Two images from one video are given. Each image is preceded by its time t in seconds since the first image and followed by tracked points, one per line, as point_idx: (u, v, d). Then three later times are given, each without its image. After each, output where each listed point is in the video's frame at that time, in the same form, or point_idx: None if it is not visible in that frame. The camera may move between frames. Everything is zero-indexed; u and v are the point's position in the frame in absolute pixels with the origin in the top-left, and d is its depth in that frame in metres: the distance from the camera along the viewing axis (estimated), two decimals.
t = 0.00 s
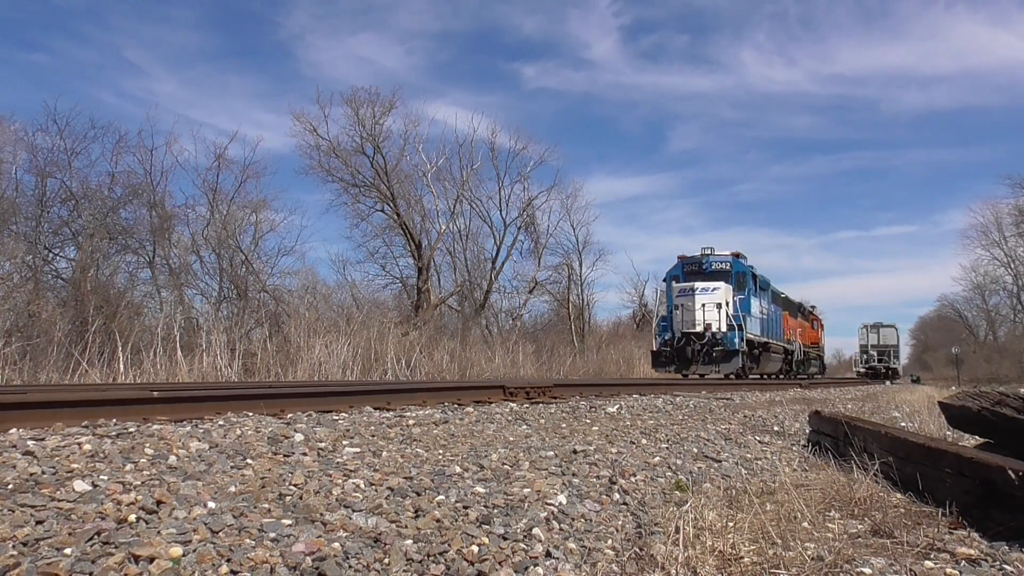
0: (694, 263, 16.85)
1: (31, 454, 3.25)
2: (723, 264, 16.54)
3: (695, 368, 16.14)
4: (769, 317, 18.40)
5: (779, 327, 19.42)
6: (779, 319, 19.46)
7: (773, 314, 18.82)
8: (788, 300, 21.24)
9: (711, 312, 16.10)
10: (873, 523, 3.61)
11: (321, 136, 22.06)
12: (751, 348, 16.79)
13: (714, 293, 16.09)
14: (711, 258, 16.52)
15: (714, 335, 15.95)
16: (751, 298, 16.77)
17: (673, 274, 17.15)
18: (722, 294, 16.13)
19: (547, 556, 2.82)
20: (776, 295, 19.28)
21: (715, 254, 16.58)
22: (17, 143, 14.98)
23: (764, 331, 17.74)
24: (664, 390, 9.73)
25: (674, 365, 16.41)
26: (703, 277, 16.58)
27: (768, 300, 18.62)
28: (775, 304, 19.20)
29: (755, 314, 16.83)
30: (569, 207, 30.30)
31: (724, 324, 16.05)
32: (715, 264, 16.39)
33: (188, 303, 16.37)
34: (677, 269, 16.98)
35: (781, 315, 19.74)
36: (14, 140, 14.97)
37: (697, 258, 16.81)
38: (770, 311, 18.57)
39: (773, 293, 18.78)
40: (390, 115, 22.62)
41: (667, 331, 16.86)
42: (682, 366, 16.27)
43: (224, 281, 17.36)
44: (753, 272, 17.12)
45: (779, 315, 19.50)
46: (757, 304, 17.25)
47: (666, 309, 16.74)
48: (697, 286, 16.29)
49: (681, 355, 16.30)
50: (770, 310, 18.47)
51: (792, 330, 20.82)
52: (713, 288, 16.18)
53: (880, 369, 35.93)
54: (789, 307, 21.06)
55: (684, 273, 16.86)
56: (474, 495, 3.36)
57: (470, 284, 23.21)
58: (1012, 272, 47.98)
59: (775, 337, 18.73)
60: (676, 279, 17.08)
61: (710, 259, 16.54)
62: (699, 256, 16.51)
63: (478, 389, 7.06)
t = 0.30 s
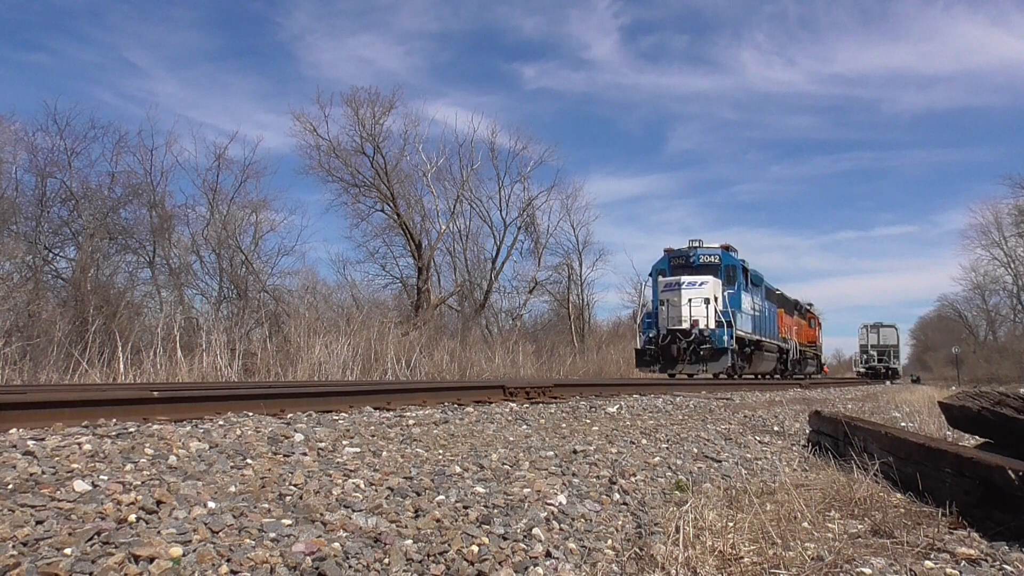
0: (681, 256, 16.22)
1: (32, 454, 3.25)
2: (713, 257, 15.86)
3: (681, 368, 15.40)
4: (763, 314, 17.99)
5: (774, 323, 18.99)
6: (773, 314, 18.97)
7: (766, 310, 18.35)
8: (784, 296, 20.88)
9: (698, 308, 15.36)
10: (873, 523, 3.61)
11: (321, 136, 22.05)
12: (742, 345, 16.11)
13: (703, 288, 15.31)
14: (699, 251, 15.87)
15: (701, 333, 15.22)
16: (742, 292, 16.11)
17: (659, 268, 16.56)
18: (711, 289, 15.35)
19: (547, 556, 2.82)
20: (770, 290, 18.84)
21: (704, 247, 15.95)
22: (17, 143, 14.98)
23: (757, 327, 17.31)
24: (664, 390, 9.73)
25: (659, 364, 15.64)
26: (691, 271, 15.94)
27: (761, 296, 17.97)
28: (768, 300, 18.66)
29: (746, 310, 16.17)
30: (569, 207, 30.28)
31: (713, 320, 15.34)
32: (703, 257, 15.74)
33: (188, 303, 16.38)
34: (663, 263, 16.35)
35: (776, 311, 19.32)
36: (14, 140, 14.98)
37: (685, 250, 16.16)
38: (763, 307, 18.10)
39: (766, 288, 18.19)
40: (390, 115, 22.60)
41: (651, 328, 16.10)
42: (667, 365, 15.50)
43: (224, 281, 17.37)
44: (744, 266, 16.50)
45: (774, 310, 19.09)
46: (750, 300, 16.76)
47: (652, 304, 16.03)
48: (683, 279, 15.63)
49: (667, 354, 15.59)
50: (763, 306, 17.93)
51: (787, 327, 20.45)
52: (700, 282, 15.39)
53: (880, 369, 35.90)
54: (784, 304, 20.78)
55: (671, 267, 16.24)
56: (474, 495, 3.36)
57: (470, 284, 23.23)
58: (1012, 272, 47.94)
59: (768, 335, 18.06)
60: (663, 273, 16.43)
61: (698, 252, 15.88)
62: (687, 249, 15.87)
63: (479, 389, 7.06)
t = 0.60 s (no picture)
0: (666, 248, 15.62)
1: (32, 454, 3.25)
2: (700, 249, 15.31)
3: (665, 368, 14.84)
4: (755, 310, 17.60)
5: (766, 319, 18.58)
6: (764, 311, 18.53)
7: (758, 306, 17.95)
8: (778, 292, 20.54)
9: (683, 303, 14.75)
10: (873, 523, 3.61)
11: (321, 136, 22.03)
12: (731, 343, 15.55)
13: (687, 282, 14.71)
14: (686, 242, 15.35)
15: (686, 330, 14.62)
16: (731, 286, 15.58)
17: (645, 260, 15.97)
18: (696, 283, 14.73)
19: (547, 556, 2.82)
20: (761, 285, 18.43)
21: (690, 238, 15.41)
22: (16, 143, 14.99)
23: (749, 324, 16.93)
24: (665, 391, 9.73)
25: (642, 363, 15.06)
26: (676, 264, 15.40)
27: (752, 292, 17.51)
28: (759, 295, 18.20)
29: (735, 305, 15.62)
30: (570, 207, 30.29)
31: (698, 317, 14.71)
32: (689, 249, 15.22)
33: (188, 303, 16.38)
34: (647, 256, 15.77)
35: (768, 307, 18.94)
36: (14, 140, 14.99)
37: (670, 242, 15.59)
38: (755, 303, 17.69)
39: (757, 284, 17.71)
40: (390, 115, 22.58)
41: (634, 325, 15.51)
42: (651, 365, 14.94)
43: (224, 281, 17.37)
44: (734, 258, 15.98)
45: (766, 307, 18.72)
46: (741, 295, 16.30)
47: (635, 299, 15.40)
48: (668, 273, 15.01)
49: (650, 352, 15.02)
50: (754, 302, 17.42)
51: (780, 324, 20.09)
52: (685, 276, 14.79)
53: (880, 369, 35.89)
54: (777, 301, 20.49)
55: (656, 259, 15.70)
56: (474, 495, 3.36)
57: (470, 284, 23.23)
58: (1012, 272, 47.91)
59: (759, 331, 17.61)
60: (647, 266, 15.83)
61: (684, 244, 15.36)
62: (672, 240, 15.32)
63: (479, 389, 7.06)
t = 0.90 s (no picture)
0: (649, 239, 15.17)
1: (31, 454, 3.25)
2: (685, 239, 14.90)
3: (647, 367, 14.19)
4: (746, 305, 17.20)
5: (758, 315, 18.19)
6: (756, 306, 18.12)
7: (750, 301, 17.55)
8: (771, 287, 20.21)
9: (666, 297, 14.18)
10: (873, 523, 3.61)
11: (321, 136, 22.03)
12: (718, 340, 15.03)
13: (671, 274, 14.19)
14: (670, 233, 14.90)
15: (669, 327, 14.02)
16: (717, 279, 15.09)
17: (627, 252, 15.58)
18: (680, 276, 14.21)
19: (547, 556, 2.82)
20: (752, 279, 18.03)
21: (675, 229, 14.99)
22: (16, 143, 15.00)
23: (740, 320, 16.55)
24: (664, 390, 9.73)
25: (621, 361, 14.48)
26: (660, 255, 14.99)
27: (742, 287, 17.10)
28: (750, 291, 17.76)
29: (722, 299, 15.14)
30: (569, 207, 30.32)
31: (683, 312, 14.13)
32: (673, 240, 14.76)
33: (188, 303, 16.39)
34: (630, 247, 15.36)
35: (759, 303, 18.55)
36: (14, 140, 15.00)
37: (653, 233, 15.16)
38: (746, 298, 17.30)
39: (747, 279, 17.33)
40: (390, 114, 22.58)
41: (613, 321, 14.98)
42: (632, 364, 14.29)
43: (224, 281, 17.37)
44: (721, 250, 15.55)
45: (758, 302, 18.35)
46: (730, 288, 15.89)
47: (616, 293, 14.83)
48: (650, 265, 14.48)
49: (630, 350, 14.46)
50: (744, 298, 16.97)
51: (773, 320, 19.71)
52: (668, 268, 14.29)
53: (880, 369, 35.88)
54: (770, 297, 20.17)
55: (639, 251, 15.27)
56: (474, 495, 3.36)
57: (470, 284, 23.24)
58: (1012, 272, 47.92)
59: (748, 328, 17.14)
60: (629, 258, 15.41)
61: (668, 234, 14.91)
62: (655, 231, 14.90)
63: (479, 389, 7.06)
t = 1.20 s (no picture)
0: (631, 230, 14.39)
1: (32, 454, 3.25)
2: (669, 229, 14.06)
3: (626, 367, 13.45)
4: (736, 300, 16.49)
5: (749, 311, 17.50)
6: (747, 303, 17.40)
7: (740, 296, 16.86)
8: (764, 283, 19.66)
9: (646, 290, 13.38)
10: (873, 523, 3.61)
11: (320, 135, 22.00)
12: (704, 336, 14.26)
13: (652, 266, 13.33)
14: (653, 222, 14.12)
15: (649, 323, 13.25)
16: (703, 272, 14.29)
17: (607, 244, 14.77)
18: (661, 268, 13.33)
19: (547, 556, 2.82)
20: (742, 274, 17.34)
21: (658, 218, 14.16)
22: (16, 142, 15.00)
23: (729, 316, 15.85)
24: (664, 390, 9.72)
25: (599, 360, 13.65)
26: (642, 246, 14.16)
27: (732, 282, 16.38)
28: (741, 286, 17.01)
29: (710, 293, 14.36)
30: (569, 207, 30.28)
31: (665, 307, 13.28)
32: (656, 230, 13.99)
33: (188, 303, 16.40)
34: (611, 238, 14.59)
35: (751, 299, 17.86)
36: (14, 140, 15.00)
37: (635, 222, 14.35)
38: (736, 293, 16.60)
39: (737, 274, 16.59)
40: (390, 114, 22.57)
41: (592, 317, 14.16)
42: (610, 363, 13.54)
43: (224, 280, 17.38)
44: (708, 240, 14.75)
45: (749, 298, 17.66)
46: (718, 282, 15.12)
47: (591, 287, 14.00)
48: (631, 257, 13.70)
49: (608, 348, 13.64)
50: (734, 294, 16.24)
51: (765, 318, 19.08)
52: (649, 260, 13.44)
53: (880, 369, 35.88)
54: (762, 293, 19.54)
55: (620, 242, 14.50)
56: (474, 495, 3.36)
57: (470, 284, 23.24)
58: (1012, 272, 47.93)
59: (739, 325, 16.38)
60: (610, 250, 14.64)
61: (651, 224, 14.13)
62: (637, 220, 14.06)
63: (479, 389, 7.06)
